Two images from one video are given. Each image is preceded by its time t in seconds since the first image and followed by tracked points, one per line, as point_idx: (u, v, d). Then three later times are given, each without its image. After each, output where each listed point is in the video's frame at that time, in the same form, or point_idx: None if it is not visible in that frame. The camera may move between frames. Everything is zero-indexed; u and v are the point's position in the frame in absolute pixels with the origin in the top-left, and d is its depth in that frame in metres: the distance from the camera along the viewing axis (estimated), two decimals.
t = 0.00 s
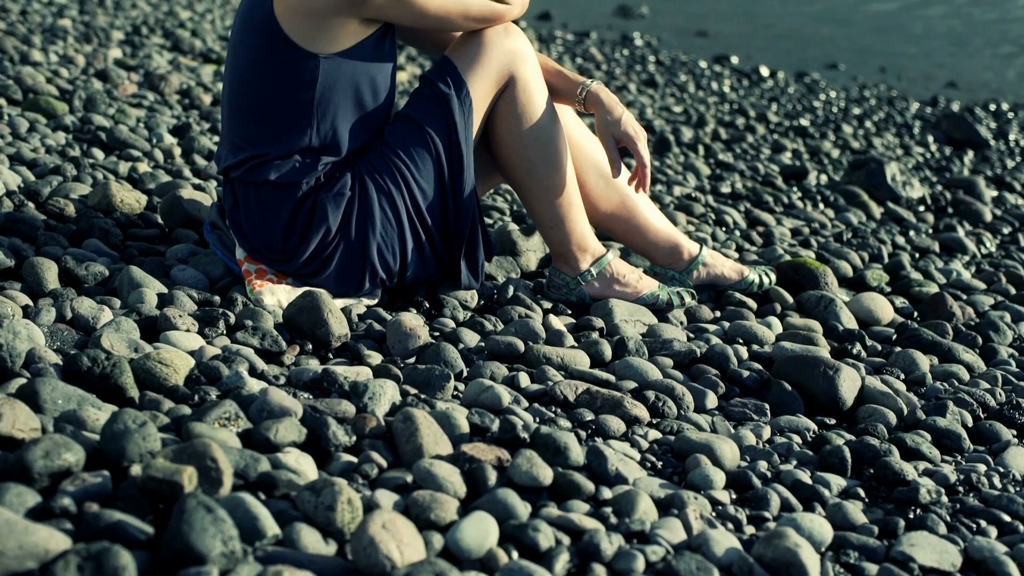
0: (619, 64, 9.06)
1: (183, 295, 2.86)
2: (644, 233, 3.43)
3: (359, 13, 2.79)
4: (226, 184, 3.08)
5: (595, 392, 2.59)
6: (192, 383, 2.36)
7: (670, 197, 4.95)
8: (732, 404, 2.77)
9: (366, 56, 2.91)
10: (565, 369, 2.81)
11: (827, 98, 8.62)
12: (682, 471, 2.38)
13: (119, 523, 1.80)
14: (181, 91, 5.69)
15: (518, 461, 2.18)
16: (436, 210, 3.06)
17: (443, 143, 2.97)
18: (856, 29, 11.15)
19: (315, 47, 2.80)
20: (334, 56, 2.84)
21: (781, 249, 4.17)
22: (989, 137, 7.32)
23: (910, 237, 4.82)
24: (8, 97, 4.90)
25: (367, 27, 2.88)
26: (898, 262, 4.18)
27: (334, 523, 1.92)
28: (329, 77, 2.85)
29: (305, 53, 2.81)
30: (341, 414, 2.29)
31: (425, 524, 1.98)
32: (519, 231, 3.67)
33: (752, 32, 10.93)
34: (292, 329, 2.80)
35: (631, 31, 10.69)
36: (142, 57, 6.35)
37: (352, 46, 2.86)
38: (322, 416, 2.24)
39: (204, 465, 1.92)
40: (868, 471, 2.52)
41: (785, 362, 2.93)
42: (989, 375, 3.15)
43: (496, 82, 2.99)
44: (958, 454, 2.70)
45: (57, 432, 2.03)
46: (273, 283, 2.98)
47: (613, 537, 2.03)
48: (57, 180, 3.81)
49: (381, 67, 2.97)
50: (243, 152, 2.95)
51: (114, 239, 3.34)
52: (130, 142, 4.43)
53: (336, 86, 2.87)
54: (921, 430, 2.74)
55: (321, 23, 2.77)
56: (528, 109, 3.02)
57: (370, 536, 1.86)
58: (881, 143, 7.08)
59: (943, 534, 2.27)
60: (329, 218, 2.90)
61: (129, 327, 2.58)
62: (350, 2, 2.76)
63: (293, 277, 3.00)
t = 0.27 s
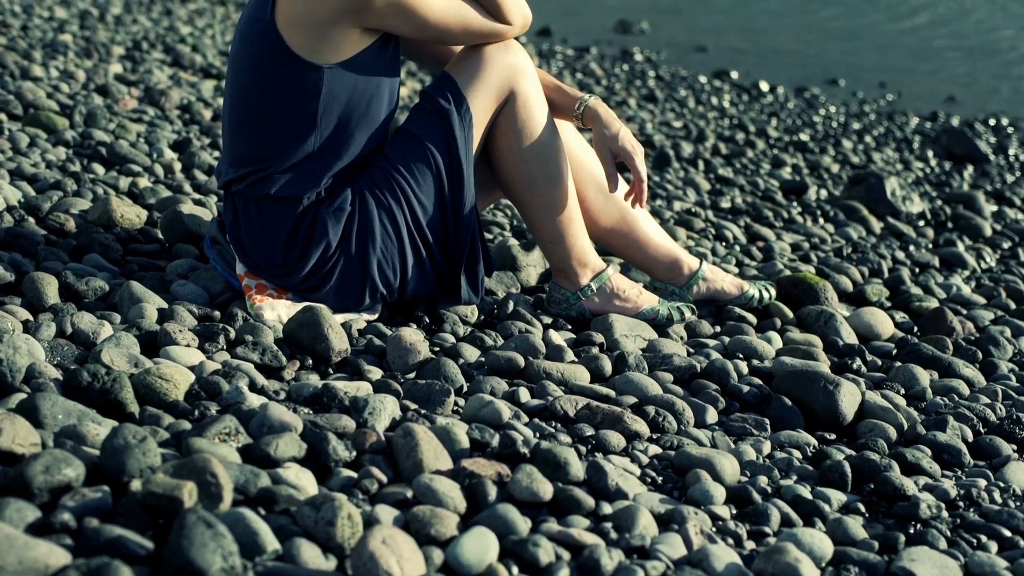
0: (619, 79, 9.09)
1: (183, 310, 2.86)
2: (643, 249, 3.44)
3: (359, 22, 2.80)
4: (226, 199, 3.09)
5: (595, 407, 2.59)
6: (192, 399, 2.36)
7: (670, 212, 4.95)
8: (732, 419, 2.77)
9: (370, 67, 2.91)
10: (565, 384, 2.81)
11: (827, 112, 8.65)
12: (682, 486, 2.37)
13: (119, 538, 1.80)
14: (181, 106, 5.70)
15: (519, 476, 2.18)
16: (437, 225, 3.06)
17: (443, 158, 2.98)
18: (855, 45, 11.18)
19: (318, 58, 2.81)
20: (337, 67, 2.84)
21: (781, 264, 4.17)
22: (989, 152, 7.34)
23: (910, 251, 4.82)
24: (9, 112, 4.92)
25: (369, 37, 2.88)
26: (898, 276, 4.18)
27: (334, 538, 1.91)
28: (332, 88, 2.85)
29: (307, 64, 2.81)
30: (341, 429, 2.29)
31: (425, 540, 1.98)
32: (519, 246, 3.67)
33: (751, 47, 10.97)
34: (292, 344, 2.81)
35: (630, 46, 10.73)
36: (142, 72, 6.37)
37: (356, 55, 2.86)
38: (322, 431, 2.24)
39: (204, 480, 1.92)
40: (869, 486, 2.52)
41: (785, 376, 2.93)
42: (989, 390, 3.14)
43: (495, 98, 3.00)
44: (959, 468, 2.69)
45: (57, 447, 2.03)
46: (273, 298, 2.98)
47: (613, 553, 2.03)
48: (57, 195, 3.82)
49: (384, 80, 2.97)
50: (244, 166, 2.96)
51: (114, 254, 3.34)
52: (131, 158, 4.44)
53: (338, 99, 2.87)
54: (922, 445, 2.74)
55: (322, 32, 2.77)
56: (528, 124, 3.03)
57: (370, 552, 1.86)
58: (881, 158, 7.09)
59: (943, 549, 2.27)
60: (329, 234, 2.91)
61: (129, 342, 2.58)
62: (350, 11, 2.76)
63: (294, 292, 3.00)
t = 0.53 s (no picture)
0: (619, 96, 9.11)
1: (183, 327, 2.86)
2: (643, 266, 3.43)
3: (354, 33, 2.81)
4: (226, 215, 3.10)
5: (595, 424, 2.59)
6: (192, 416, 2.36)
7: (670, 229, 4.96)
8: (732, 436, 2.77)
9: (367, 80, 2.92)
10: (565, 402, 2.81)
11: (827, 129, 8.67)
12: (683, 504, 2.37)
13: (119, 555, 1.80)
14: (182, 123, 5.72)
15: (518, 494, 2.18)
16: (437, 242, 3.07)
17: (443, 175, 2.99)
18: (854, 62, 11.22)
19: (314, 70, 2.82)
20: (334, 79, 2.85)
21: (780, 281, 4.18)
22: (988, 169, 7.36)
23: (910, 268, 4.83)
24: (9, 129, 4.94)
25: (366, 48, 2.89)
26: (898, 293, 4.19)
27: (334, 556, 1.91)
28: (330, 100, 2.85)
29: (304, 76, 2.82)
30: (341, 446, 2.29)
31: (426, 557, 1.98)
32: (519, 263, 3.68)
33: (751, 64, 11.01)
34: (292, 360, 2.80)
35: (630, 63, 10.77)
36: (143, 90, 6.40)
37: (353, 67, 2.87)
38: (322, 448, 2.24)
39: (204, 498, 1.92)
40: (869, 503, 2.52)
41: (785, 393, 2.93)
42: (989, 407, 3.14)
43: (494, 115, 3.01)
44: (959, 486, 2.69)
45: (57, 465, 2.03)
46: (274, 315, 2.99)
47: (613, 570, 2.03)
48: (58, 212, 3.82)
49: (383, 95, 2.97)
50: (244, 182, 2.97)
51: (114, 271, 3.35)
52: (131, 175, 4.45)
53: (337, 112, 2.88)
54: (921, 462, 2.74)
55: (317, 43, 2.79)
56: (528, 142, 3.04)
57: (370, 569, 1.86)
58: (881, 175, 7.11)
59: (944, 566, 2.27)
60: (329, 250, 2.91)
61: (129, 359, 2.58)
62: (343, 22, 2.78)
63: (293, 309, 3.01)
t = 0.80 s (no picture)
0: (619, 116, 9.15)
1: (183, 347, 2.87)
2: (644, 285, 3.43)
3: (353, 52, 2.82)
4: (227, 235, 3.11)
5: (595, 444, 2.59)
6: (192, 436, 2.36)
7: (670, 248, 4.97)
8: (732, 455, 2.77)
9: (368, 100, 2.93)
10: (565, 422, 2.81)
11: (826, 149, 8.69)
12: (683, 524, 2.37)
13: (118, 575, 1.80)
14: (182, 142, 5.74)
15: (518, 513, 2.18)
16: (437, 262, 3.07)
17: (443, 195, 2.99)
18: (853, 82, 11.26)
19: (314, 90, 2.83)
20: (334, 100, 2.86)
21: (781, 300, 4.19)
22: (988, 188, 7.37)
23: (910, 288, 4.84)
24: (10, 148, 4.96)
25: (366, 69, 2.91)
26: (898, 312, 4.19)
27: None
28: (329, 120, 2.86)
29: (304, 96, 2.83)
30: (341, 466, 2.29)
31: None
32: (519, 282, 3.68)
33: (750, 84, 11.05)
34: (292, 380, 2.80)
35: (630, 83, 10.81)
36: (144, 109, 6.42)
37: (353, 87, 2.88)
38: (322, 468, 2.24)
39: (204, 518, 1.92)
40: (870, 523, 2.51)
41: (785, 413, 2.93)
42: (989, 426, 3.14)
43: (495, 135, 3.02)
44: (960, 505, 2.69)
45: (56, 484, 2.03)
46: (274, 334, 2.99)
47: None
48: (58, 232, 3.83)
49: (383, 115, 2.98)
50: (244, 202, 2.98)
51: (115, 291, 3.35)
52: (132, 194, 4.47)
53: (337, 132, 2.89)
54: (922, 481, 2.74)
55: (316, 63, 2.80)
56: (529, 162, 3.05)
57: None
58: (880, 194, 7.12)
59: None
60: (329, 271, 2.92)
61: (129, 379, 2.58)
62: (342, 41, 2.79)
63: (294, 329, 3.01)
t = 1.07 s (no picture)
0: (619, 138, 9.18)
1: (184, 369, 2.87)
2: (644, 307, 3.43)
3: (357, 76, 2.84)
4: (227, 257, 3.11)
5: (595, 465, 2.59)
6: (192, 458, 2.36)
7: (670, 270, 4.98)
8: (733, 477, 2.77)
9: (370, 124, 2.94)
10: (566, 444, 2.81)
11: (826, 171, 8.71)
12: (683, 546, 2.36)
13: None
14: (183, 164, 5.75)
15: (519, 535, 2.17)
16: (437, 284, 3.07)
17: (443, 218, 3.00)
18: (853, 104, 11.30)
19: (316, 114, 2.84)
20: (336, 124, 2.87)
21: (781, 322, 4.19)
22: (988, 209, 7.38)
23: (910, 309, 4.84)
24: (11, 170, 4.97)
25: (370, 93, 2.92)
26: (898, 334, 4.19)
27: None
28: (330, 143, 2.87)
29: (306, 120, 2.85)
30: (342, 488, 2.28)
31: None
32: (520, 304, 3.69)
33: (749, 106, 11.09)
34: (292, 403, 2.81)
35: (629, 105, 10.86)
36: (144, 131, 6.45)
37: (355, 111, 2.90)
38: (323, 490, 2.24)
39: (204, 540, 1.92)
40: (870, 545, 2.51)
41: (785, 435, 2.93)
42: (990, 448, 3.14)
43: (496, 158, 3.03)
44: (961, 527, 2.68)
45: (56, 506, 2.03)
46: (274, 357, 2.99)
47: None
48: (58, 254, 3.84)
49: (384, 138, 3.00)
50: (246, 224, 2.99)
51: (115, 312, 3.36)
52: (132, 216, 4.48)
53: (339, 156, 2.90)
54: (923, 503, 2.73)
55: (320, 87, 2.82)
56: (530, 182, 3.06)
57: None
58: (880, 216, 7.14)
59: None
60: (329, 293, 2.93)
61: (129, 400, 2.58)
62: (346, 66, 2.81)
63: (294, 351, 3.01)
